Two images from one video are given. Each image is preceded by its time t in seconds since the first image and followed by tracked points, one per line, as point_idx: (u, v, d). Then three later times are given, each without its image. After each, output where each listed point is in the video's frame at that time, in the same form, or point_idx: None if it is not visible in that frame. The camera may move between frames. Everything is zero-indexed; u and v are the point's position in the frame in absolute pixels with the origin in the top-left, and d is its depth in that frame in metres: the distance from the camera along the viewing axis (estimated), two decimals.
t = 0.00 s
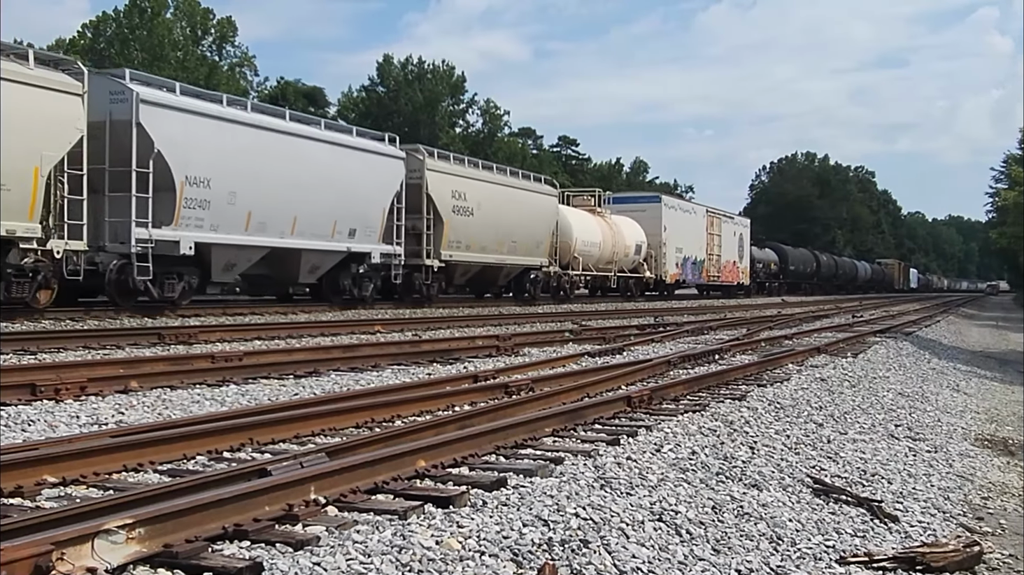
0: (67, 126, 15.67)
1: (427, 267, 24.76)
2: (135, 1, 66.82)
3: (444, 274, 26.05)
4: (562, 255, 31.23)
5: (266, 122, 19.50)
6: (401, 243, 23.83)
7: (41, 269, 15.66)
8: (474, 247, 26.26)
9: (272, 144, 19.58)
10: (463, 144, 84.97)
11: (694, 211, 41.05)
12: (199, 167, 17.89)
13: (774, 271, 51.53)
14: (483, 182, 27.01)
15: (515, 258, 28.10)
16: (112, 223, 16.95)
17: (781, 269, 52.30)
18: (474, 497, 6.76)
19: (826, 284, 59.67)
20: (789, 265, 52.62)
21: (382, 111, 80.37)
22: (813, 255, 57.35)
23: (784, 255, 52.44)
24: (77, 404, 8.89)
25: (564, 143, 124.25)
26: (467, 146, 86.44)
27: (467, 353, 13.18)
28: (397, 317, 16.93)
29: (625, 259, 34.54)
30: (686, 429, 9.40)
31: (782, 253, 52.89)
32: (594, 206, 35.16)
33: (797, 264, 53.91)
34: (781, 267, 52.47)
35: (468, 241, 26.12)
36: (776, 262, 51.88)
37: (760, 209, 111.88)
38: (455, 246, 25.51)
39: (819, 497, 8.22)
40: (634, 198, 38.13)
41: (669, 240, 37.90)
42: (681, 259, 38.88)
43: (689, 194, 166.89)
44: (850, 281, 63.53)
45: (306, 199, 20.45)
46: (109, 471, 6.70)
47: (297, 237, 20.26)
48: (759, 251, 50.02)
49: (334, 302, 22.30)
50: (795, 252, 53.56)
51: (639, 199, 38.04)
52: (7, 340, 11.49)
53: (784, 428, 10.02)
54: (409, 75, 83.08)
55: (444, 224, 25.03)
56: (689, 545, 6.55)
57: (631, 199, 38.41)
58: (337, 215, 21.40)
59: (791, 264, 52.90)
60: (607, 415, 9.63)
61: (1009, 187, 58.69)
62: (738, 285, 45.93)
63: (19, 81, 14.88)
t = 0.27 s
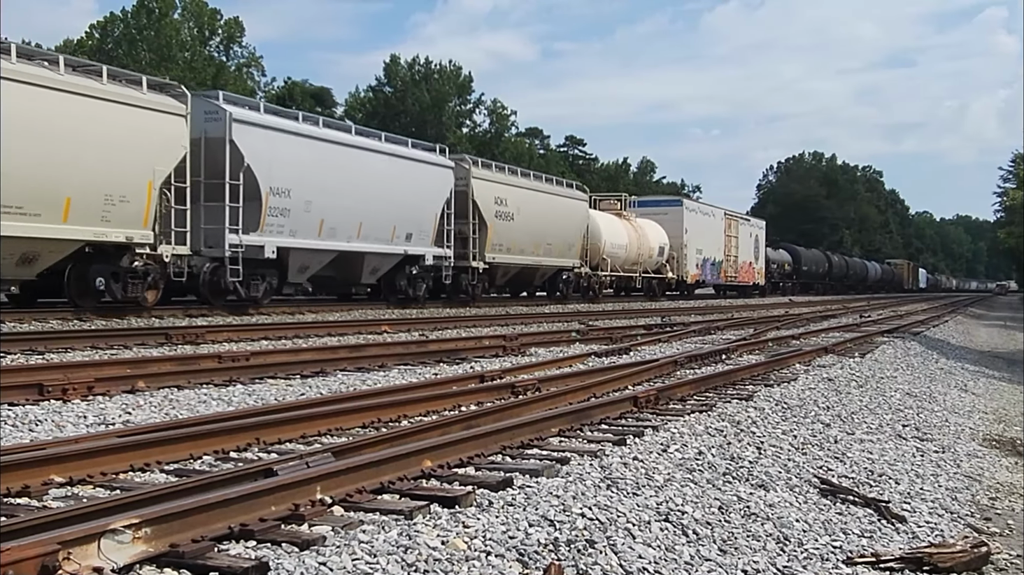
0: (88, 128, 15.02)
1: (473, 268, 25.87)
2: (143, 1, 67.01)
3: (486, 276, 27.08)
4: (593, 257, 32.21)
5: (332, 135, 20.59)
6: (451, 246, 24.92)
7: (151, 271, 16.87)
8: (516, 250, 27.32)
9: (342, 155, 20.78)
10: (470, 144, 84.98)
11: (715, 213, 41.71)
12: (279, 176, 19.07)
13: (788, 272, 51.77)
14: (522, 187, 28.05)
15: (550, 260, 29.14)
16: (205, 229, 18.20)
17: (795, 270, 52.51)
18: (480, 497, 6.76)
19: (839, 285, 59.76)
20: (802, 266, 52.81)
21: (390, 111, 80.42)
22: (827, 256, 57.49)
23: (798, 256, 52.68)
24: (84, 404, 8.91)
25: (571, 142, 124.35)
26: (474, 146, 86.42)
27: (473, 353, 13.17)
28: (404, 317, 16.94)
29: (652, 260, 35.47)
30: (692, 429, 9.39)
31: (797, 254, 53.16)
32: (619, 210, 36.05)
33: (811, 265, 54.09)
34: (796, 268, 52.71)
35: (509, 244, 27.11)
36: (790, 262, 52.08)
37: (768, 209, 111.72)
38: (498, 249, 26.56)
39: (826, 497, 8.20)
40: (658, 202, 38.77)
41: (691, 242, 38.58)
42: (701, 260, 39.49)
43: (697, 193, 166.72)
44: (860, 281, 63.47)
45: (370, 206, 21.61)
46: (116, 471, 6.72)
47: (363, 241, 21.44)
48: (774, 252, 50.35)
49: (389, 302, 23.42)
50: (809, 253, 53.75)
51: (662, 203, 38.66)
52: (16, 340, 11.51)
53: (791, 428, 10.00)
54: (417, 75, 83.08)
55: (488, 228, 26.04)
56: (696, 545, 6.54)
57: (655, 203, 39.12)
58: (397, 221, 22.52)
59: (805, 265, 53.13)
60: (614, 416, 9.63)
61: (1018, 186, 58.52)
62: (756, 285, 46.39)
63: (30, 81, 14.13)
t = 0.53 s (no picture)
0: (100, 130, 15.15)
1: (515, 270, 27.36)
2: (150, 2, 67.22)
3: (525, 277, 28.55)
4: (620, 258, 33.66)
5: (391, 148, 22.31)
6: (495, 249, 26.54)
7: (241, 272, 18.56)
8: (553, 252, 28.83)
9: (399, 165, 22.46)
10: (477, 144, 85.03)
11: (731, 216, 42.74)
12: (346, 186, 20.74)
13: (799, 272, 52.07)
14: (557, 193, 29.55)
15: (583, 261, 30.59)
16: (286, 235, 19.92)
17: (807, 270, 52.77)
18: (487, 497, 6.76)
19: (850, 285, 59.84)
20: (814, 266, 53.03)
21: (396, 111, 80.44)
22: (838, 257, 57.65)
23: (811, 256, 52.99)
24: (92, 404, 8.94)
25: (578, 143, 124.41)
26: (481, 146, 86.42)
27: (481, 353, 13.19)
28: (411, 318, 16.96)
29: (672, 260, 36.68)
30: (700, 429, 9.39)
31: (810, 254, 53.56)
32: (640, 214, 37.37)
33: (824, 265, 54.28)
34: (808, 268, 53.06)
35: (546, 247, 28.55)
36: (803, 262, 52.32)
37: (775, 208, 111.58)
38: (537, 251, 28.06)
39: (834, 498, 8.20)
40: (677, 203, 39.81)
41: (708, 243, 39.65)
42: (718, 260, 40.56)
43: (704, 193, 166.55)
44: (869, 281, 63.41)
45: (425, 212, 23.24)
46: (124, 472, 6.74)
47: (419, 244, 23.11)
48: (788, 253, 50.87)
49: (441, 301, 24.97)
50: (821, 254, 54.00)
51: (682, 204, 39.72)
52: (25, 340, 11.57)
53: (799, 429, 9.99)
54: (424, 75, 83.13)
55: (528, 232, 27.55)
56: (703, 545, 6.54)
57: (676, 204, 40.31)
58: (448, 226, 24.16)
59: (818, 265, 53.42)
60: (621, 416, 9.63)
61: None
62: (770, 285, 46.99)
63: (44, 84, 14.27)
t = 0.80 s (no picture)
0: (104, 129, 15.37)
1: (551, 272, 28.88)
2: (158, 3, 67.50)
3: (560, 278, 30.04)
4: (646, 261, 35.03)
5: (445, 159, 24.07)
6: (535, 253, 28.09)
7: (315, 275, 20.56)
8: (586, 256, 30.33)
9: (452, 175, 24.22)
10: (484, 145, 85.11)
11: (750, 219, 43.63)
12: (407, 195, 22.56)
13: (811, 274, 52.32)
14: (590, 200, 31.06)
15: (615, 263, 32.08)
16: (353, 241, 21.77)
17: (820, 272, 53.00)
18: (496, 498, 6.76)
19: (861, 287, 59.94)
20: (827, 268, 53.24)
21: (403, 112, 80.51)
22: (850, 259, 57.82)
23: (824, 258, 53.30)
24: (101, 405, 8.97)
25: (585, 143, 124.53)
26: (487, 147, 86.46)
27: (489, 353, 13.20)
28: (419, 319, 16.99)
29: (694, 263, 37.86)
30: (708, 430, 9.38)
31: (824, 257, 53.92)
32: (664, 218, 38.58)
33: (837, 267, 54.48)
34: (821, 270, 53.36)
35: (580, 252, 30.03)
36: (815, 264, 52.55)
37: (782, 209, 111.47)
38: (571, 256, 29.55)
39: (842, 499, 8.19)
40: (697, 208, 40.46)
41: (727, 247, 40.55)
42: (737, 263, 41.42)
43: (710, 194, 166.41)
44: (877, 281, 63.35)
45: (476, 218, 24.96)
46: (134, 472, 6.76)
47: (469, 248, 24.76)
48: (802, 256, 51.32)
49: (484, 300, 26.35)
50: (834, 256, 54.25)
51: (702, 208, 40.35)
52: (35, 339, 11.61)
53: (807, 430, 9.98)
54: (430, 76, 83.20)
55: (563, 238, 29.05)
56: (712, 547, 6.54)
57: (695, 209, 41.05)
58: (495, 231, 25.80)
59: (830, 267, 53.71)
60: (629, 417, 9.63)
61: None
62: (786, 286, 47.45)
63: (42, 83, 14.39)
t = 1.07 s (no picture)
0: (206, 148, 17.38)
1: (585, 274, 30.49)
2: (166, 5, 67.68)
3: (593, 280, 31.59)
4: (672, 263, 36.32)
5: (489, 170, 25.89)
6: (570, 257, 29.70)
7: (380, 277, 22.33)
8: (617, 259, 31.83)
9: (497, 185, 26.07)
10: (491, 146, 85.17)
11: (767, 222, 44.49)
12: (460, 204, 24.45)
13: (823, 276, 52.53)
14: (620, 207, 32.64)
15: (645, 266, 33.53)
16: (412, 246, 23.80)
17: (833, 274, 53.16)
18: (504, 500, 6.76)
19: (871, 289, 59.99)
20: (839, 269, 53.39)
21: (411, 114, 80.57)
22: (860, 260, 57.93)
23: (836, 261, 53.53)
24: (110, 406, 8.99)
25: (592, 145, 124.61)
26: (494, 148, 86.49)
27: (496, 354, 13.23)
28: (426, 320, 17.00)
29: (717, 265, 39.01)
30: (716, 432, 9.38)
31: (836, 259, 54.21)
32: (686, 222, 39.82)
33: (848, 268, 54.63)
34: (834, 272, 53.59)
35: (611, 256, 31.54)
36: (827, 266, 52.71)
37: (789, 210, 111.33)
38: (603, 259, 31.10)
39: (851, 501, 8.18)
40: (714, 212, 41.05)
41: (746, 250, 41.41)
42: (756, 266, 42.28)
43: (717, 194, 166.24)
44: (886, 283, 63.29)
45: (518, 224, 26.74)
46: (143, 474, 6.77)
47: (512, 252, 26.50)
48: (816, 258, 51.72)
49: (525, 301, 27.96)
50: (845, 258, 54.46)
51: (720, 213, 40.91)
52: (43, 341, 11.64)
53: (815, 432, 9.97)
54: (437, 78, 83.27)
55: (596, 242, 30.62)
56: (719, 549, 6.53)
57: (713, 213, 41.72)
58: (535, 237, 27.48)
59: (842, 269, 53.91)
60: (636, 419, 9.62)
61: None
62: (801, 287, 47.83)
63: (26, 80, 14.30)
